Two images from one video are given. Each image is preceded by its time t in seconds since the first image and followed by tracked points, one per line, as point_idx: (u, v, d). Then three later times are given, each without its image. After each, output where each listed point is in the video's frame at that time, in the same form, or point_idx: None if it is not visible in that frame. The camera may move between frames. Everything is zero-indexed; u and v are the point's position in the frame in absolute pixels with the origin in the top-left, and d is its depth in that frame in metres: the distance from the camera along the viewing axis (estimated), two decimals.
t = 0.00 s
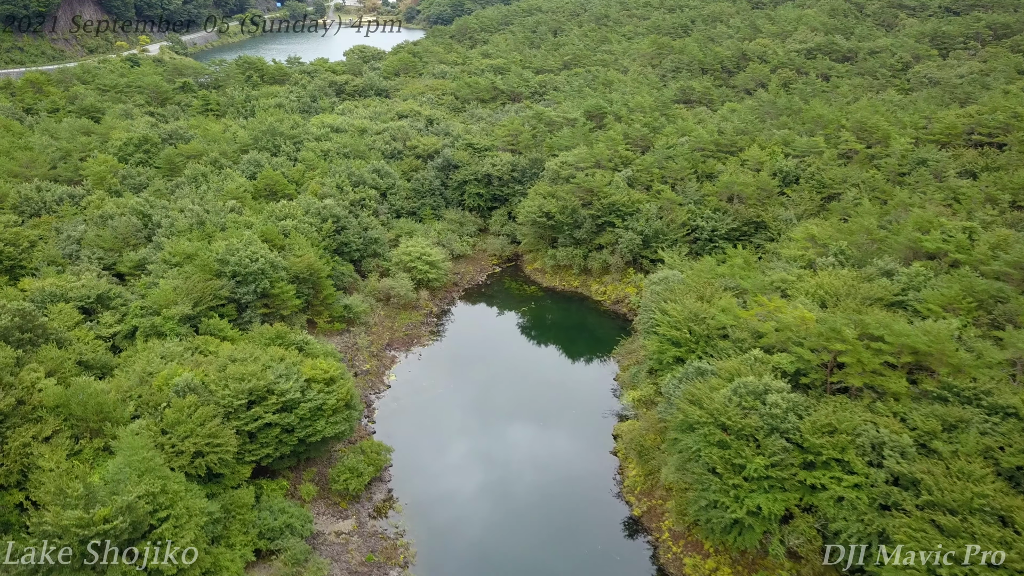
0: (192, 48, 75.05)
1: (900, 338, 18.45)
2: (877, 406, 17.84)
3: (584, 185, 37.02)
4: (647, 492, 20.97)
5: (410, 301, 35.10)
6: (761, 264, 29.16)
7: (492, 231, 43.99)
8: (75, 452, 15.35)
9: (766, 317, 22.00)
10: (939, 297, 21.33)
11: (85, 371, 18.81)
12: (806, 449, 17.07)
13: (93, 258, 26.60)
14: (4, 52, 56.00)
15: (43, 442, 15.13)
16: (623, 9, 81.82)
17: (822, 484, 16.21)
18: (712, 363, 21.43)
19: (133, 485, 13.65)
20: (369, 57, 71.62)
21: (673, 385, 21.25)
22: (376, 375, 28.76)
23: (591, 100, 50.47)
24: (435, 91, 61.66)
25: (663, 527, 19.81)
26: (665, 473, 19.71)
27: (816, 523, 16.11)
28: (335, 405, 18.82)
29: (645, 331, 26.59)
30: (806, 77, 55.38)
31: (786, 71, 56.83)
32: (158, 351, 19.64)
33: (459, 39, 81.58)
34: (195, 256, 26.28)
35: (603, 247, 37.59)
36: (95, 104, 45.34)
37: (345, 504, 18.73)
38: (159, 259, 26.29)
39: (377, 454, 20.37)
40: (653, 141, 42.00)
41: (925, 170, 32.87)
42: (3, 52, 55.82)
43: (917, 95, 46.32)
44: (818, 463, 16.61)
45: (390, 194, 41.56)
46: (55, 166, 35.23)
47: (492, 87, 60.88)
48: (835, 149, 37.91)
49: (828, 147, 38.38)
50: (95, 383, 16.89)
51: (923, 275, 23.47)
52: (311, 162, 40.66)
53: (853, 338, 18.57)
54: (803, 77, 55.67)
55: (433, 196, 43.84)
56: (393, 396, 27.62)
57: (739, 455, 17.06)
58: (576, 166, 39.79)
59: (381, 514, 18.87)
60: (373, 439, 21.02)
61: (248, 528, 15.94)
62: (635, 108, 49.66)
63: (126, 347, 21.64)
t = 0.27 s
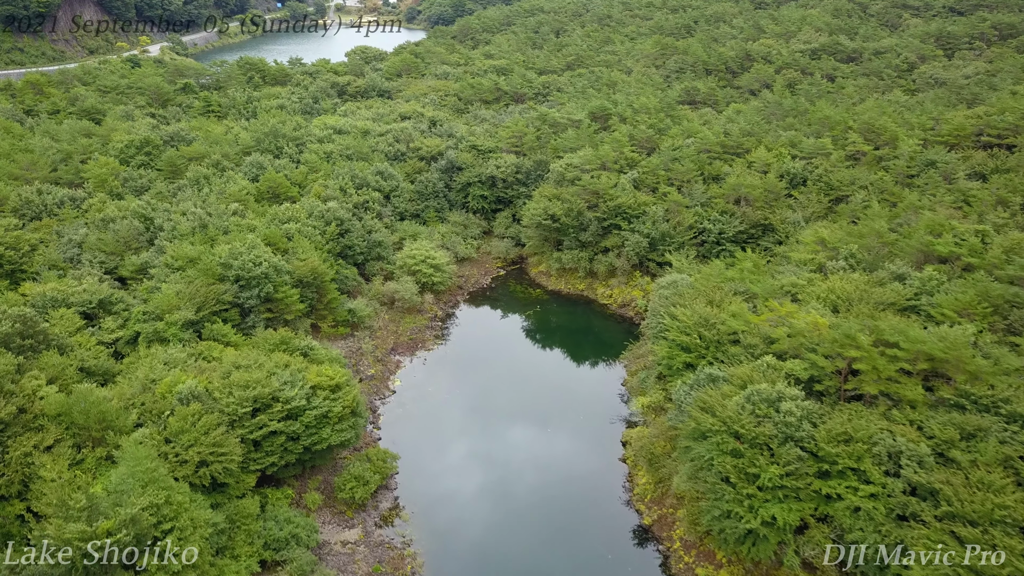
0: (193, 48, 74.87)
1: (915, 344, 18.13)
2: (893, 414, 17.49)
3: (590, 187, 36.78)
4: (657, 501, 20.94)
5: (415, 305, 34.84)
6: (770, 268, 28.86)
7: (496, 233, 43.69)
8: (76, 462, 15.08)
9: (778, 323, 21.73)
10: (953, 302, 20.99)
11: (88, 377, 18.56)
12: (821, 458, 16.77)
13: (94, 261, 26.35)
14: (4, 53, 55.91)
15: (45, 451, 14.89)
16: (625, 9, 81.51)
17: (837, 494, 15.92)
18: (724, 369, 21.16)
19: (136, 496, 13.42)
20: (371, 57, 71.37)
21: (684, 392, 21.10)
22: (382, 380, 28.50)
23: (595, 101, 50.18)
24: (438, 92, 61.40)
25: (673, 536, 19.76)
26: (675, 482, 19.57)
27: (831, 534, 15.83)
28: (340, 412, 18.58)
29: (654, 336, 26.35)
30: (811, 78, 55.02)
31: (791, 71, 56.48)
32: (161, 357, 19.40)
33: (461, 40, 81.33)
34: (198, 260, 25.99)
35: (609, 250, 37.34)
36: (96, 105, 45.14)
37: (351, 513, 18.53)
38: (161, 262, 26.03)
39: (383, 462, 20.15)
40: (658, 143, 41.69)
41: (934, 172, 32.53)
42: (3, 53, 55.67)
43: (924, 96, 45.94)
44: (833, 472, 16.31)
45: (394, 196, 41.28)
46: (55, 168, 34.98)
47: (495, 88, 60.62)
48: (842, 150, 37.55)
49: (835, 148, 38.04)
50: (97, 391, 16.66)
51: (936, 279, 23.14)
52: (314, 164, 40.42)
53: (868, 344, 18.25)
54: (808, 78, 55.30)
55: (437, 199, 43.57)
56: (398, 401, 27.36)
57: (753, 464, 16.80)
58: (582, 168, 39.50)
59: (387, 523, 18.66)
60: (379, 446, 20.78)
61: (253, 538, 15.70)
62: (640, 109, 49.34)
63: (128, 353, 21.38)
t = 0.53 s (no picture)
0: (197, 49, 74.83)
1: (933, 352, 17.79)
2: (912, 424, 17.15)
3: (599, 190, 36.54)
4: (669, 510, 20.73)
5: (422, 309, 34.61)
6: (781, 272, 28.53)
7: (503, 235, 43.41)
8: (81, 470, 14.95)
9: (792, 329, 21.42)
10: (970, 308, 20.63)
11: (93, 384, 18.41)
12: (838, 468, 16.47)
13: (99, 265, 26.19)
14: (7, 53, 55.95)
15: (49, 460, 14.75)
16: (631, 9, 81.11)
17: (855, 505, 15.61)
18: (737, 377, 20.90)
19: (141, 507, 13.29)
20: (376, 58, 71.21)
21: (697, 400, 20.83)
22: (389, 385, 28.27)
23: (602, 102, 49.85)
24: (443, 93, 61.16)
25: (686, 546, 19.53)
26: (688, 491, 19.31)
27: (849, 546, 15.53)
28: (348, 419, 18.38)
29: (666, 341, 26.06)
30: (819, 79, 54.55)
31: (798, 72, 56.03)
32: (167, 363, 19.24)
33: (466, 40, 81.10)
34: (203, 263, 25.80)
35: (617, 253, 37.06)
36: (100, 106, 45.07)
37: (359, 521, 18.34)
38: (167, 266, 25.84)
39: (391, 469, 19.96)
40: (666, 145, 41.35)
41: (946, 175, 32.12)
42: (8, 53, 55.68)
43: (934, 97, 45.46)
44: (851, 482, 15.99)
45: (400, 198, 41.03)
46: (59, 169, 34.86)
47: (501, 89, 60.36)
48: (853, 153, 37.15)
49: (845, 150, 37.62)
50: (102, 398, 16.51)
51: (952, 285, 22.77)
52: (320, 166, 40.22)
53: (886, 352, 17.90)
54: (816, 79, 54.83)
55: (443, 201, 43.28)
56: (405, 407, 27.11)
57: (769, 475, 16.52)
58: (590, 170, 39.19)
59: (396, 532, 18.46)
60: (387, 453, 20.57)
61: (260, 548, 15.52)
62: (648, 110, 48.95)
63: (134, 358, 21.22)
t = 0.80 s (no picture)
0: (209, 49, 75.09)
1: (961, 362, 17.18)
2: (938, 436, 16.55)
3: (613, 193, 36.11)
4: (686, 520, 20.27)
5: (434, 312, 34.30)
6: (800, 277, 27.92)
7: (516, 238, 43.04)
8: (91, 476, 14.77)
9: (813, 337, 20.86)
10: (997, 316, 19.98)
11: (105, 388, 18.24)
12: (861, 480, 15.92)
13: (111, 266, 26.09)
14: (22, 54, 56.37)
15: (60, 466, 14.58)
16: (644, 10, 80.45)
17: (879, 519, 15.05)
18: (757, 385, 20.39)
19: (152, 516, 13.09)
20: (388, 59, 71.10)
21: (715, 409, 20.34)
22: (402, 390, 27.98)
23: (616, 104, 49.32)
24: (456, 94, 60.89)
25: (704, 558, 19.06)
26: (706, 502, 18.85)
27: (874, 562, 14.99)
28: (361, 426, 18.05)
29: (683, 348, 25.54)
30: (836, 80, 53.71)
31: (815, 74, 55.20)
32: (179, 367, 19.05)
33: (478, 41, 80.78)
34: (216, 266, 25.63)
35: (632, 256, 36.60)
36: (113, 107, 45.20)
37: (371, 529, 18.04)
38: (179, 268, 25.70)
39: (404, 477, 19.65)
40: (682, 147, 40.78)
41: (968, 179, 31.37)
42: (23, 53, 56.07)
43: (954, 99, 44.55)
44: (874, 495, 15.45)
45: (412, 200, 40.73)
46: (72, 170, 34.90)
47: (514, 91, 59.98)
48: (872, 155, 36.41)
49: (864, 152, 36.89)
50: (114, 403, 16.33)
51: (977, 292, 22.09)
52: (332, 167, 40.03)
53: (910, 362, 17.32)
54: (833, 80, 53.99)
55: (456, 203, 42.88)
56: (418, 412, 26.81)
57: (790, 487, 16.04)
58: (604, 173, 38.70)
59: (408, 541, 18.14)
60: (400, 460, 20.24)
61: (271, 557, 15.24)
62: (663, 111, 48.34)
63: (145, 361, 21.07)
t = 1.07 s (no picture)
0: (220, 49, 75.21)
1: (985, 372, 16.63)
2: (961, 448, 16.00)
3: (625, 195, 35.68)
4: (701, 530, 19.81)
5: (444, 315, 33.96)
6: (816, 283, 27.35)
7: (527, 240, 42.66)
8: (98, 483, 14.54)
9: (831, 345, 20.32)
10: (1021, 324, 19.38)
11: (112, 392, 18.03)
12: (882, 493, 15.40)
13: (119, 268, 25.93)
14: (34, 53, 56.63)
15: (66, 472, 14.36)
16: (656, 10, 79.81)
17: (900, 533, 14.53)
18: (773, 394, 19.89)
19: (158, 526, 12.88)
20: (398, 59, 70.93)
21: (730, 418, 19.86)
22: (411, 395, 27.64)
23: (628, 105, 48.78)
24: (466, 95, 60.58)
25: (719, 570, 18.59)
26: (721, 513, 18.39)
27: None
28: (370, 433, 17.74)
29: (697, 354, 25.07)
30: (851, 82, 52.91)
31: (830, 75, 54.40)
32: (186, 372, 18.83)
33: (489, 41, 80.44)
34: (224, 268, 25.44)
35: (644, 259, 36.20)
36: (123, 107, 45.23)
37: (380, 537, 17.74)
38: (187, 271, 25.51)
39: (413, 484, 19.33)
40: (695, 149, 40.23)
41: (988, 183, 30.69)
42: (35, 53, 56.29)
43: (972, 101, 43.71)
44: (895, 509, 14.94)
45: (423, 203, 40.37)
46: (82, 171, 34.87)
47: (525, 92, 59.57)
48: (889, 158, 35.73)
49: (881, 155, 36.21)
50: (121, 408, 16.11)
51: (999, 299, 21.48)
52: (342, 169, 39.79)
53: (932, 371, 16.78)
54: (848, 82, 53.18)
55: (467, 205, 42.42)
56: (428, 418, 26.46)
57: (808, 500, 15.56)
58: (616, 175, 38.21)
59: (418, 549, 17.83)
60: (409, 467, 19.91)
61: (278, 566, 14.97)
62: (676, 113, 47.74)
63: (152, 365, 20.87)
